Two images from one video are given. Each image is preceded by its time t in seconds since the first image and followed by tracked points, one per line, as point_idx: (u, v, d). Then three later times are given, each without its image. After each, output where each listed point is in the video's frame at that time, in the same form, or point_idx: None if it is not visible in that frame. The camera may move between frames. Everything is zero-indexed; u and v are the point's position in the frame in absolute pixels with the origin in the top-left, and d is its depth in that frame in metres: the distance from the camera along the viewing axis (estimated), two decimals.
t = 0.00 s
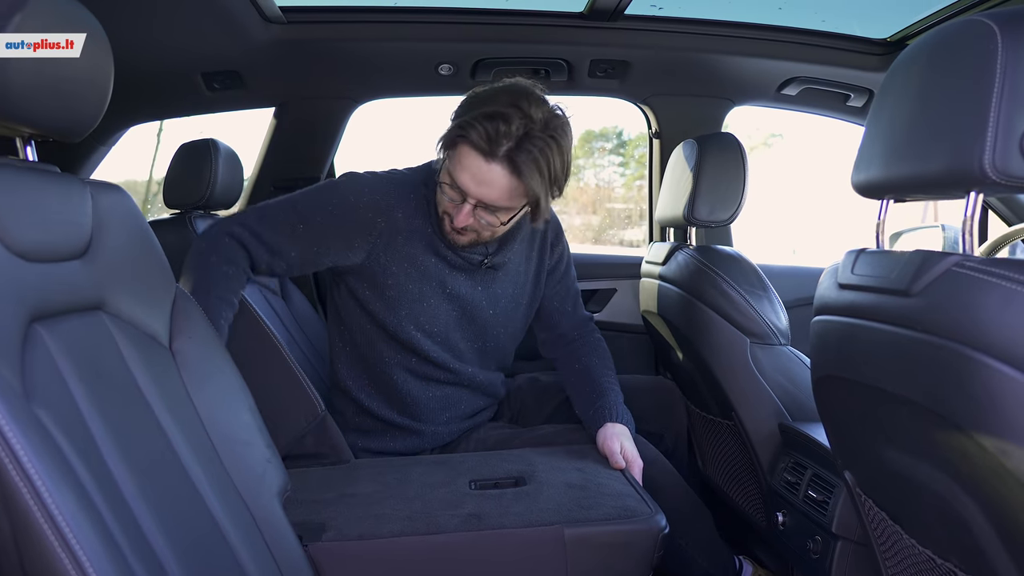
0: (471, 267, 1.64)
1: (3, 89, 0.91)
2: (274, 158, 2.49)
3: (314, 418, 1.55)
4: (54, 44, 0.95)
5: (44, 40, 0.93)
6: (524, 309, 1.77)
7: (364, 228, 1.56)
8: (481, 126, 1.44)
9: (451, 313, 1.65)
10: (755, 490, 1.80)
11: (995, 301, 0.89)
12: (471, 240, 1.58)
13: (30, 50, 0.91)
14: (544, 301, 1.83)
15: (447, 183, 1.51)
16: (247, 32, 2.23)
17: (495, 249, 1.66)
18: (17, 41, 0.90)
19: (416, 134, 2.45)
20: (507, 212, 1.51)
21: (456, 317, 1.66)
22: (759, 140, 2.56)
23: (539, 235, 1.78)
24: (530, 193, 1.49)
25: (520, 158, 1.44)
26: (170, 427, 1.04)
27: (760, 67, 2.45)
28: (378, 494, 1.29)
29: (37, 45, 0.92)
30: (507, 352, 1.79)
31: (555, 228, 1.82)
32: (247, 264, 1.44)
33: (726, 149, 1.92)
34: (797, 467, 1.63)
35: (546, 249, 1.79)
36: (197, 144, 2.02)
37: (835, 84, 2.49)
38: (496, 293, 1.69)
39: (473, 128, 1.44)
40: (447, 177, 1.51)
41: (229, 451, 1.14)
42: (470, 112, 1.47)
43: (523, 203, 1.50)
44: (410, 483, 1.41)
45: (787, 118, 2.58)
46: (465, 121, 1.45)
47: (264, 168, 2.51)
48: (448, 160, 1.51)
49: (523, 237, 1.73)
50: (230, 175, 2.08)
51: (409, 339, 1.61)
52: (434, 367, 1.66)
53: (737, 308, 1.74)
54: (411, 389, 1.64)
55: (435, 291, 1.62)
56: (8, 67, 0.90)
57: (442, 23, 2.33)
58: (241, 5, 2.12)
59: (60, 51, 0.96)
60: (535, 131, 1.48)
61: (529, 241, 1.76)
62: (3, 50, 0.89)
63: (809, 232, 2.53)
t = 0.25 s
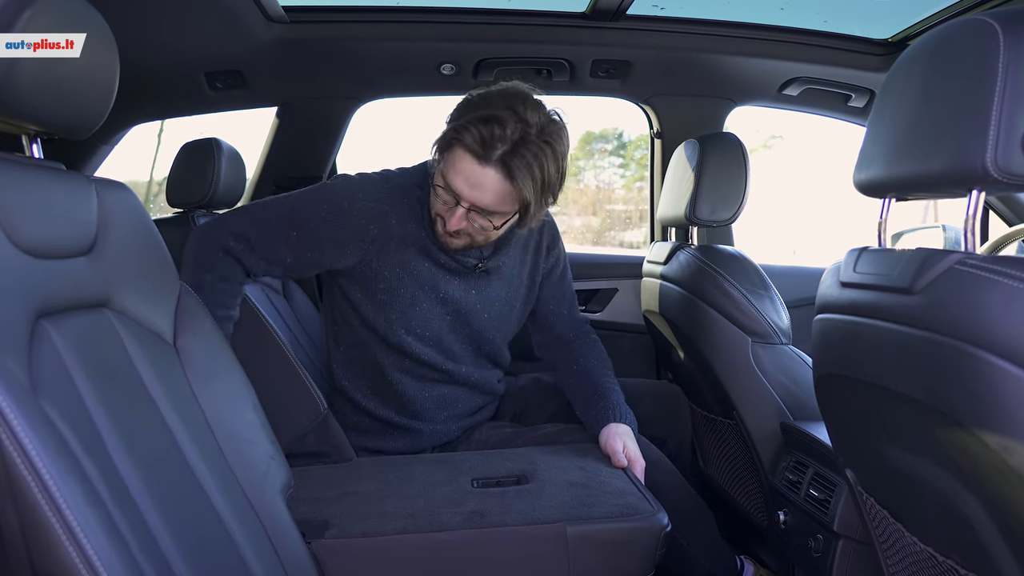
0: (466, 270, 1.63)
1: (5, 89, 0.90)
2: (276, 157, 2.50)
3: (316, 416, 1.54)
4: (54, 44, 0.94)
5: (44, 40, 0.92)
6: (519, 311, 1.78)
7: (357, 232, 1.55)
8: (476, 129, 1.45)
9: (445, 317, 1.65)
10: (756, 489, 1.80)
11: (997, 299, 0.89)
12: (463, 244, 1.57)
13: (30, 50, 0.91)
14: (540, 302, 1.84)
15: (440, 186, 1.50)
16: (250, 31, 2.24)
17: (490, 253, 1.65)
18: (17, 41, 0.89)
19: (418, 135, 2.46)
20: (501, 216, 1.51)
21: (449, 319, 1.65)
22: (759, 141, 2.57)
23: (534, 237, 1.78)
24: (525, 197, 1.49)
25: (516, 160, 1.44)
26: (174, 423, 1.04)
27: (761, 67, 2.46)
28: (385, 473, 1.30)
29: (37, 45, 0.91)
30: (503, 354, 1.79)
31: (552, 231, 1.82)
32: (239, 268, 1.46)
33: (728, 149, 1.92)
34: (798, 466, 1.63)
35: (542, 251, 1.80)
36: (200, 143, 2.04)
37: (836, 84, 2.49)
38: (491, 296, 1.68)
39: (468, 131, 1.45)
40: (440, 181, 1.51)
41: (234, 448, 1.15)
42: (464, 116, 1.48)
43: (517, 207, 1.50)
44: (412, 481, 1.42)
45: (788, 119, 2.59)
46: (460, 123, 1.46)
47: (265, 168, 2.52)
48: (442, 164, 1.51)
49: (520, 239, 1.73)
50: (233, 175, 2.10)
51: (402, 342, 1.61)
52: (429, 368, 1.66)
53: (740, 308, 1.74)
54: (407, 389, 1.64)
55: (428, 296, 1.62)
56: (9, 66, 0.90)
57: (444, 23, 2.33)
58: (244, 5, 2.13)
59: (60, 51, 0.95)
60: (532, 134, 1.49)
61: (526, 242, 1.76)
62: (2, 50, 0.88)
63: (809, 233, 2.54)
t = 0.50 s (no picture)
0: (447, 267, 1.64)
1: (7, 89, 0.91)
2: (277, 158, 2.51)
3: (317, 415, 1.55)
4: (54, 44, 0.94)
5: (44, 40, 0.92)
6: (507, 305, 1.78)
7: (338, 238, 1.55)
8: (438, 105, 1.49)
9: (433, 316, 1.65)
10: (757, 490, 1.80)
11: (998, 299, 0.89)
12: (442, 231, 1.57)
13: (30, 50, 0.90)
14: (527, 295, 1.84)
15: (409, 171, 1.52)
16: (251, 32, 2.24)
17: (470, 250, 1.67)
18: (16, 41, 0.88)
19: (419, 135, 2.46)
20: (473, 192, 1.53)
21: (436, 318, 1.66)
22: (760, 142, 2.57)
23: (514, 232, 1.80)
24: (494, 167, 1.52)
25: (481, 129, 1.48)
26: (176, 422, 1.04)
27: (762, 68, 2.46)
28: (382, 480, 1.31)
29: (37, 45, 0.91)
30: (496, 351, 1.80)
31: (533, 223, 1.84)
32: (228, 296, 1.42)
33: (729, 150, 1.93)
34: (799, 467, 1.64)
35: (524, 243, 1.81)
36: (201, 143, 2.07)
37: (837, 85, 2.50)
38: (476, 293, 1.69)
39: (430, 107, 1.48)
40: (408, 167, 1.52)
41: (236, 447, 1.15)
42: (421, 97, 1.52)
43: (488, 181, 1.53)
44: (413, 481, 1.42)
45: (788, 120, 2.59)
46: (420, 103, 1.49)
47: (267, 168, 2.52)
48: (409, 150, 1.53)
49: (501, 232, 1.75)
50: (234, 174, 2.13)
51: (393, 346, 1.61)
52: (422, 369, 1.65)
53: (739, 308, 1.75)
54: (402, 392, 1.64)
55: (413, 295, 1.62)
56: (8, 66, 0.89)
57: (446, 24, 2.34)
58: (246, 5, 2.13)
59: (60, 51, 0.95)
60: (492, 105, 1.53)
61: (506, 233, 1.78)
62: (2, 50, 0.88)
63: (810, 234, 2.54)
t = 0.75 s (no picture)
0: (432, 270, 1.65)
1: (5, 90, 0.90)
2: (276, 159, 2.51)
3: (315, 417, 1.55)
4: (54, 44, 0.94)
5: (44, 40, 0.92)
6: (497, 300, 1.79)
7: (324, 251, 1.54)
8: (404, 101, 1.46)
9: (423, 319, 1.66)
10: (756, 491, 1.80)
11: (997, 300, 0.89)
12: (424, 228, 1.56)
13: (30, 50, 0.90)
14: (517, 289, 1.84)
15: (382, 171, 1.51)
16: (251, 33, 2.24)
17: (454, 252, 1.67)
18: (16, 41, 0.88)
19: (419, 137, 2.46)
20: (448, 186, 1.52)
21: (427, 321, 1.67)
22: (760, 144, 2.57)
23: (498, 232, 1.80)
24: (467, 158, 1.50)
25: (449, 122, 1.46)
26: (175, 423, 1.04)
27: (762, 69, 2.46)
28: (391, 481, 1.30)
29: (37, 45, 0.91)
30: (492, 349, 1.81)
31: (517, 216, 1.84)
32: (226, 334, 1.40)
33: (728, 151, 1.93)
34: (798, 468, 1.64)
35: (509, 238, 1.82)
36: (201, 144, 2.07)
37: (836, 86, 2.50)
38: (465, 294, 1.70)
39: (395, 105, 1.46)
40: (381, 166, 1.51)
41: (235, 449, 1.15)
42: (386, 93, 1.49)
43: (463, 173, 1.52)
44: (412, 482, 1.42)
45: (788, 121, 2.60)
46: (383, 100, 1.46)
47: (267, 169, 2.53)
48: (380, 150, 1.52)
49: (483, 227, 1.75)
50: (234, 176, 2.14)
51: (387, 352, 1.61)
52: (418, 374, 1.66)
53: (737, 309, 1.75)
54: (399, 398, 1.64)
55: (402, 300, 1.63)
56: (8, 66, 0.89)
57: (446, 26, 2.34)
58: (246, 6, 2.13)
59: (60, 51, 0.95)
60: (458, 94, 1.51)
61: (489, 226, 1.78)
62: (2, 50, 0.88)
63: (809, 236, 2.54)
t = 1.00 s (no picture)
0: (429, 269, 1.65)
1: (4, 92, 0.90)
2: (275, 161, 2.52)
3: (314, 419, 1.55)
4: (54, 44, 0.94)
5: (44, 40, 0.92)
6: (495, 300, 1.79)
7: (321, 254, 1.54)
8: (381, 84, 1.47)
9: (422, 320, 1.66)
10: (755, 493, 1.80)
11: (995, 301, 0.89)
12: (421, 213, 1.56)
13: (30, 50, 0.90)
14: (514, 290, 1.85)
15: (372, 159, 1.52)
16: (250, 35, 2.24)
17: (452, 250, 1.67)
18: (16, 41, 0.88)
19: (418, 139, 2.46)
20: (437, 164, 1.52)
21: (425, 323, 1.67)
22: (758, 145, 2.57)
23: (496, 232, 1.81)
24: (450, 135, 1.50)
25: (427, 98, 1.46)
26: (174, 425, 1.04)
27: (760, 71, 2.47)
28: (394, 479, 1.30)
29: (37, 45, 0.91)
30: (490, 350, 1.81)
31: (513, 217, 1.85)
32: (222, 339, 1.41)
33: (727, 153, 1.93)
34: (797, 470, 1.64)
35: (506, 239, 1.82)
36: (199, 146, 2.07)
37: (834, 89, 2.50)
38: (464, 295, 1.70)
39: (374, 89, 1.46)
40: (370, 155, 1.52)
41: (233, 451, 1.15)
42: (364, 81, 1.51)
43: (449, 151, 1.51)
44: (411, 484, 1.42)
45: (786, 123, 2.60)
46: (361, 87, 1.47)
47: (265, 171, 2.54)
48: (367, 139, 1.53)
49: (479, 227, 1.76)
50: (233, 178, 2.14)
51: (385, 354, 1.61)
52: (416, 376, 1.66)
53: (735, 310, 1.75)
54: (397, 400, 1.64)
55: (400, 300, 1.63)
56: (8, 66, 0.89)
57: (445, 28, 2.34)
58: (244, 8, 2.13)
59: (60, 51, 0.95)
60: (434, 72, 1.51)
61: (485, 225, 1.79)
62: (3, 50, 0.88)
63: (808, 237, 2.54)
